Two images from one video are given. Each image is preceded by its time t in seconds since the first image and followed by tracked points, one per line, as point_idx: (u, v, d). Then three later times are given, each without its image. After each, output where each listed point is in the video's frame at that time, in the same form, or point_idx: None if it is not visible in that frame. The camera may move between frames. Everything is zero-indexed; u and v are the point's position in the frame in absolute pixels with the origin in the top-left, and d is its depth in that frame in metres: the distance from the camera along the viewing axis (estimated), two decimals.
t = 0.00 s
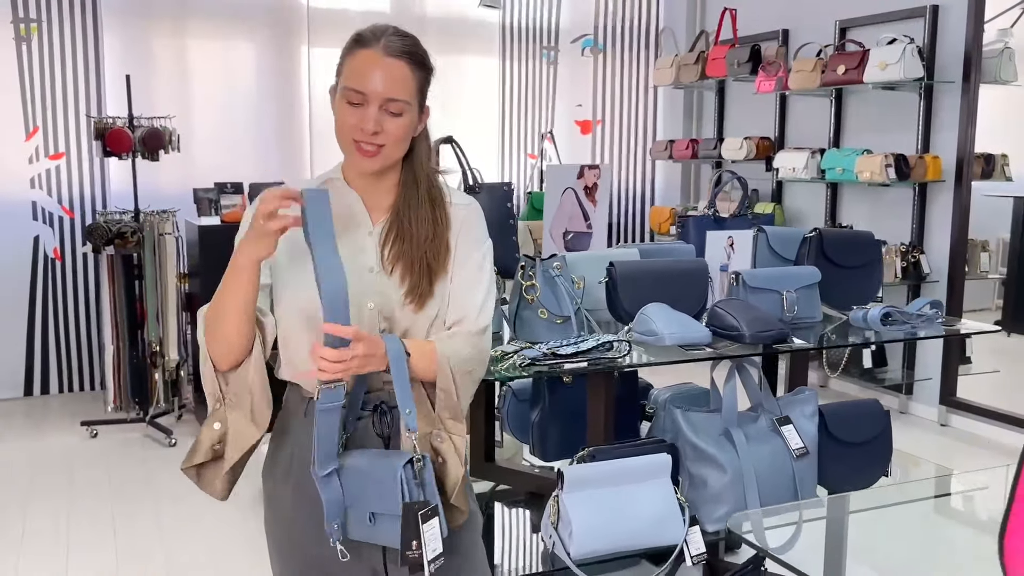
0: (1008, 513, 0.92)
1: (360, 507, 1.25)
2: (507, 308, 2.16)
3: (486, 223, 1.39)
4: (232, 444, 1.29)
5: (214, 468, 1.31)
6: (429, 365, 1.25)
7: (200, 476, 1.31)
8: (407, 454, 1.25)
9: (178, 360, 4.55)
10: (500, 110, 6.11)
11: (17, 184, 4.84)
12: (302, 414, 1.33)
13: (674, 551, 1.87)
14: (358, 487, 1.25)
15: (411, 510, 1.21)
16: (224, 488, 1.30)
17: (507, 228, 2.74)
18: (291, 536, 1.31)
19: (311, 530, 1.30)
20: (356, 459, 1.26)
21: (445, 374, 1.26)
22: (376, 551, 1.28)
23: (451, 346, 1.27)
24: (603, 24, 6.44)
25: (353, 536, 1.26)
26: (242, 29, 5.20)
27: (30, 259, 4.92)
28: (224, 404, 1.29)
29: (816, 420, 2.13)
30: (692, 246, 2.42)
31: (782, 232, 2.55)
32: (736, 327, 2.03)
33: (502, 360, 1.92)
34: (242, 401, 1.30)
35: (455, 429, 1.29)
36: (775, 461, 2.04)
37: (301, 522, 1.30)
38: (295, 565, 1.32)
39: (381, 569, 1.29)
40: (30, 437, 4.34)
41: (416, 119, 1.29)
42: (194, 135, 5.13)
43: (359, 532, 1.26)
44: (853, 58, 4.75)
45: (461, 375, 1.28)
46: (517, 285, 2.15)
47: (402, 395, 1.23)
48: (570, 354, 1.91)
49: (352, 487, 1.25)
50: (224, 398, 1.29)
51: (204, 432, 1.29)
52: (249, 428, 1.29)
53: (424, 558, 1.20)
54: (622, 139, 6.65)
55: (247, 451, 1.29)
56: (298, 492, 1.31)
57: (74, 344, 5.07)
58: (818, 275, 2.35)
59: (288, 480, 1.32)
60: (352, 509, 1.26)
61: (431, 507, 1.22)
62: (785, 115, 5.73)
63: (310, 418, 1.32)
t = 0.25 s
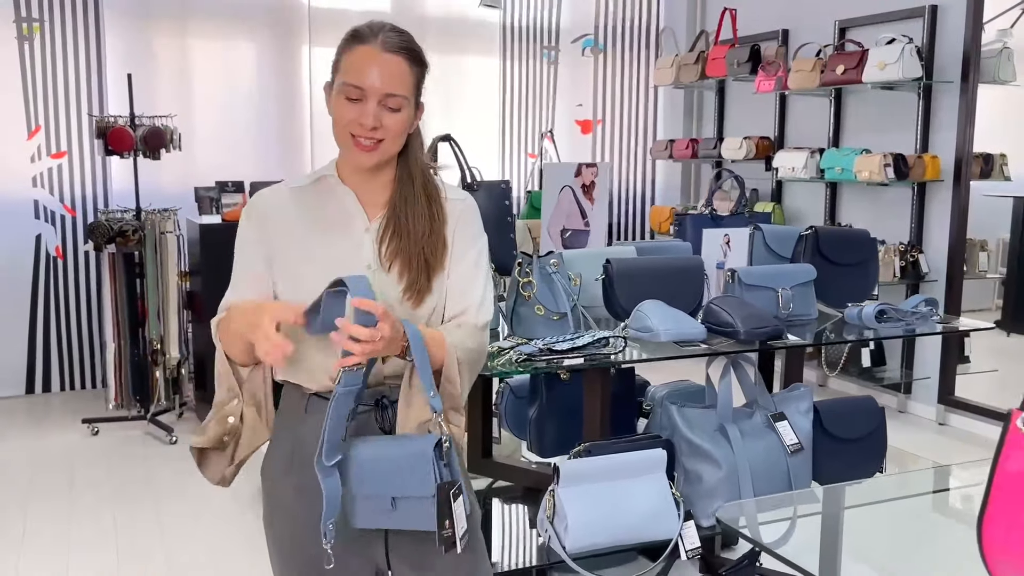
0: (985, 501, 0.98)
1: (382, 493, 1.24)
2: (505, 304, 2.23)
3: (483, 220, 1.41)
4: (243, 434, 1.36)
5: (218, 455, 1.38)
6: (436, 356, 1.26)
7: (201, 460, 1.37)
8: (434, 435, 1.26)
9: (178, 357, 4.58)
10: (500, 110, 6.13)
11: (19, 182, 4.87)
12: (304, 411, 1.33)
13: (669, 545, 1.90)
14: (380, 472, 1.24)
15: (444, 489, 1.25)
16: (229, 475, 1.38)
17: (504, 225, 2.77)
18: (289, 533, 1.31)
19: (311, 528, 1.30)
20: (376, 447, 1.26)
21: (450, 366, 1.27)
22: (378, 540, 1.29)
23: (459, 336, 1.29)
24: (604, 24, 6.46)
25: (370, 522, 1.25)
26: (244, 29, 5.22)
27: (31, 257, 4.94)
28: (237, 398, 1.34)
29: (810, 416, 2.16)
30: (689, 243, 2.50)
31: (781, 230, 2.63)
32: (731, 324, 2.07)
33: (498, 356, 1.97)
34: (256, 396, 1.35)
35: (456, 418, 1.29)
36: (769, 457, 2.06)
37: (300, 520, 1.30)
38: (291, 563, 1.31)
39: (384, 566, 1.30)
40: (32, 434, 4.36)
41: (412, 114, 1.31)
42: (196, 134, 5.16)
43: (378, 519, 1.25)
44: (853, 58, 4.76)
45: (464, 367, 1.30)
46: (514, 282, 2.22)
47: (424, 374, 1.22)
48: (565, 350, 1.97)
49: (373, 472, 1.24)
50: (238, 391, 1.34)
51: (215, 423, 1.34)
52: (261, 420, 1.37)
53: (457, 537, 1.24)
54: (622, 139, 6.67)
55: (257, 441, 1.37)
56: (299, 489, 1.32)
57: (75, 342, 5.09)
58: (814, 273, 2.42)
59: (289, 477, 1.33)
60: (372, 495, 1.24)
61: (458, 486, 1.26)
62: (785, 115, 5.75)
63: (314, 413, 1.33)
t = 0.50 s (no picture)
0: (967, 494, 1.13)
1: (393, 479, 1.24)
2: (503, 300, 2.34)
3: (473, 215, 1.43)
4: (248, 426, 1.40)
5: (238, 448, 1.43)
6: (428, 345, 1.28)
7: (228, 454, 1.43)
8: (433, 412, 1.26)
9: (179, 355, 4.61)
10: (500, 109, 6.14)
11: (20, 181, 4.88)
12: (299, 408, 1.35)
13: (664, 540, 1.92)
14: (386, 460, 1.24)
15: (454, 459, 1.25)
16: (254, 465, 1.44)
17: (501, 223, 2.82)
18: (286, 530, 1.32)
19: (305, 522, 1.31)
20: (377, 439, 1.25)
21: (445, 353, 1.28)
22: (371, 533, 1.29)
23: (452, 325, 1.30)
24: (604, 23, 6.47)
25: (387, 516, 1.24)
26: (245, 29, 5.24)
27: (32, 256, 4.96)
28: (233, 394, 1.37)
29: (805, 413, 2.18)
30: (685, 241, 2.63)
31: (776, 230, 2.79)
32: (726, 321, 2.13)
33: (495, 352, 2.02)
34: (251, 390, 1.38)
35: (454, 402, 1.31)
36: (763, 454, 2.08)
37: (294, 516, 1.32)
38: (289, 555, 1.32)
39: (377, 559, 1.31)
40: (33, 432, 4.38)
41: (396, 109, 1.32)
42: (196, 133, 5.18)
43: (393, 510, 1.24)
44: (852, 58, 4.77)
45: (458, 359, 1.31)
46: (511, 279, 2.32)
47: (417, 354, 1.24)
48: (560, 346, 2.02)
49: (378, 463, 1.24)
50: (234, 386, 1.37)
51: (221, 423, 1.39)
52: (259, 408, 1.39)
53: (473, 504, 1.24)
54: (622, 138, 6.68)
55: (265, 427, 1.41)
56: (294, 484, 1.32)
57: (76, 340, 5.11)
58: (809, 271, 2.50)
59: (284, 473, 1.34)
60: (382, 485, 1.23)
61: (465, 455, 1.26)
62: (784, 114, 5.76)
63: (307, 408, 1.34)
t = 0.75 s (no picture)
0: (959, 488, 1.09)
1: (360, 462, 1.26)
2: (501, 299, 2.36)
3: (472, 209, 1.43)
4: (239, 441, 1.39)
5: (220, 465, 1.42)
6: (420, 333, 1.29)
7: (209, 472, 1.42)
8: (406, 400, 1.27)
9: (179, 353, 4.62)
10: (500, 109, 6.15)
11: (21, 179, 4.89)
12: (296, 404, 1.35)
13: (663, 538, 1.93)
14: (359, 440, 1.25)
15: (416, 452, 1.25)
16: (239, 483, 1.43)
17: (501, 222, 2.84)
18: (284, 527, 1.33)
19: (303, 518, 1.32)
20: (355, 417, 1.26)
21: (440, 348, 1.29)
22: (366, 529, 1.29)
23: (449, 320, 1.31)
24: (604, 23, 6.48)
25: (350, 498, 1.23)
26: (245, 29, 5.24)
27: (32, 254, 4.97)
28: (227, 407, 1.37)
29: (803, 411, 2.20)
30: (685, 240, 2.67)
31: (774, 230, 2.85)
32: (724, 319, 2.14)
33: (494, 349, 2.04)
34: (246, 402, 1.38)
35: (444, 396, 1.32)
36: (762, 451, 2.09)
37: (291, 513, 1.32)
38: (288, 551, 1.33)
39: (372, 555, 1.30)
40: (34, 430, 4.39)
41: (389, 102, 1.32)
42: (196, 133, 5.18)
43: (356, 493, 1.23)
44: (851, 58, 4.77)
45: (455, 350, 1.31)
46: (509, 277, 2.35)
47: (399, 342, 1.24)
48: (558, 344, 2.04)
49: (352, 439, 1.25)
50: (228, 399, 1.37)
51: (209, 437, 1.37)
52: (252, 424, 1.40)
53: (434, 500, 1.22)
54: (623, 138, 6.69)
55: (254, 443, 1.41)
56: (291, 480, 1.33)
57: (76, 338, 5.11)
58: (807, 269, 2.52)
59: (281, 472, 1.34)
60: (352, 465, 1.24)
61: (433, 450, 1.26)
62: (784, 114, 5.76)
63: (303, 405, 1.34)
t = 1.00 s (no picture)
0: (952, 479, 1.09)
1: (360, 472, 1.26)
2: (500, 297, 2.38)
3: (466, 206, 1.44)
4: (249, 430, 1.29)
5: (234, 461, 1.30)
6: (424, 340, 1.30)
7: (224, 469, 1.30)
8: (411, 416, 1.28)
9: (179, 353, 4.64)
10: (499, 108, 6.15)
11: (20, 179, 4.90)
12: (293, 397, 1.36)
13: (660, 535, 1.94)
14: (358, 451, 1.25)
15: (416, 468, 1.25)
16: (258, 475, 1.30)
17: (500, 221, 2.85)
18: (285, 523, 1.35)
19: (302, 515, 1.33)
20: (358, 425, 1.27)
21: (438, 349, 1.31)
22: (361, 524, 1.30)
23: (446, 318, 1.32)
24: (603, 23, 6.48)
25: (348, 504, 1.26)
26: (244, 28, 5.25)
27: (32, 254, 4.97)
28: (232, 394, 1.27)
29: (801, 408, 2.21)
30: (684, 239, 2.68)
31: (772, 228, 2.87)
32: (723, 317, 2.15)
33: (493, 347, 2.05)
34: (249, 390, 1.30)
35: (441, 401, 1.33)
36: (760, 449, 2.10)
37: (292, 509, 1.34)
38: (287, 546, 1.34)
39: (367, 552, 1.31)
40: (35, 429, 4.40)
41: (382, 101, 1.33)
42: (196, 132, 5.19)
43: (354, 499, 1.26)
44: (850, 57, 4.78)
45: (454, 351, 1.33)
46: (509, 275, 2.36)
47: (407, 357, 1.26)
48: (557, 342, 2.05)
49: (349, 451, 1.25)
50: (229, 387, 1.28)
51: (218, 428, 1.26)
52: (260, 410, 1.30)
53: (428, 517, 1.23)
54: (622, 138, 6.70)
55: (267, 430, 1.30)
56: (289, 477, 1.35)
57: (76, 337, 5.11)
58: (805, 268, 2.54)
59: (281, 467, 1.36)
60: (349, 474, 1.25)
61: (432, 467, 1.26)
62: (783, 114, 5.77)
63: (300, 399, 1.35)
